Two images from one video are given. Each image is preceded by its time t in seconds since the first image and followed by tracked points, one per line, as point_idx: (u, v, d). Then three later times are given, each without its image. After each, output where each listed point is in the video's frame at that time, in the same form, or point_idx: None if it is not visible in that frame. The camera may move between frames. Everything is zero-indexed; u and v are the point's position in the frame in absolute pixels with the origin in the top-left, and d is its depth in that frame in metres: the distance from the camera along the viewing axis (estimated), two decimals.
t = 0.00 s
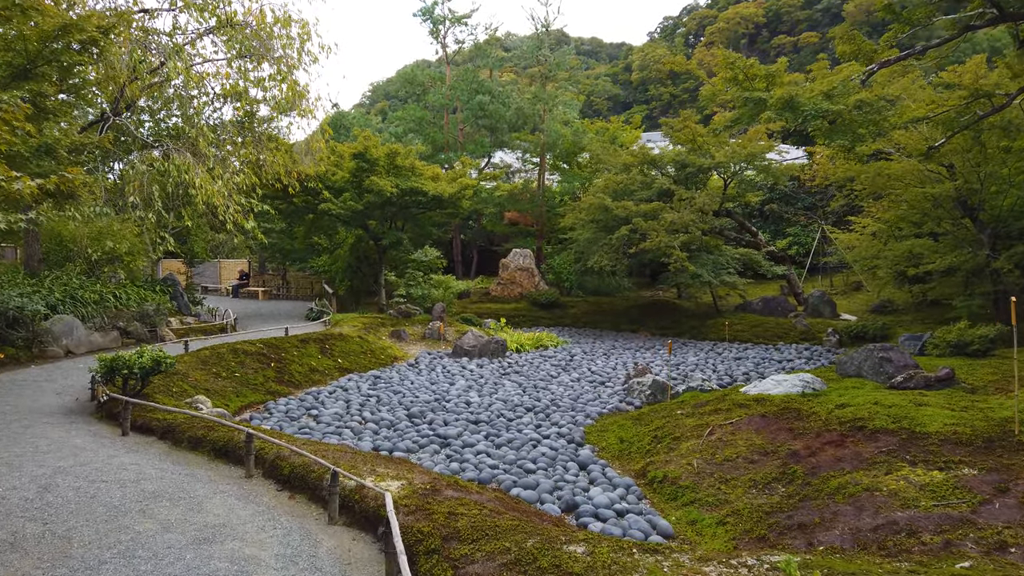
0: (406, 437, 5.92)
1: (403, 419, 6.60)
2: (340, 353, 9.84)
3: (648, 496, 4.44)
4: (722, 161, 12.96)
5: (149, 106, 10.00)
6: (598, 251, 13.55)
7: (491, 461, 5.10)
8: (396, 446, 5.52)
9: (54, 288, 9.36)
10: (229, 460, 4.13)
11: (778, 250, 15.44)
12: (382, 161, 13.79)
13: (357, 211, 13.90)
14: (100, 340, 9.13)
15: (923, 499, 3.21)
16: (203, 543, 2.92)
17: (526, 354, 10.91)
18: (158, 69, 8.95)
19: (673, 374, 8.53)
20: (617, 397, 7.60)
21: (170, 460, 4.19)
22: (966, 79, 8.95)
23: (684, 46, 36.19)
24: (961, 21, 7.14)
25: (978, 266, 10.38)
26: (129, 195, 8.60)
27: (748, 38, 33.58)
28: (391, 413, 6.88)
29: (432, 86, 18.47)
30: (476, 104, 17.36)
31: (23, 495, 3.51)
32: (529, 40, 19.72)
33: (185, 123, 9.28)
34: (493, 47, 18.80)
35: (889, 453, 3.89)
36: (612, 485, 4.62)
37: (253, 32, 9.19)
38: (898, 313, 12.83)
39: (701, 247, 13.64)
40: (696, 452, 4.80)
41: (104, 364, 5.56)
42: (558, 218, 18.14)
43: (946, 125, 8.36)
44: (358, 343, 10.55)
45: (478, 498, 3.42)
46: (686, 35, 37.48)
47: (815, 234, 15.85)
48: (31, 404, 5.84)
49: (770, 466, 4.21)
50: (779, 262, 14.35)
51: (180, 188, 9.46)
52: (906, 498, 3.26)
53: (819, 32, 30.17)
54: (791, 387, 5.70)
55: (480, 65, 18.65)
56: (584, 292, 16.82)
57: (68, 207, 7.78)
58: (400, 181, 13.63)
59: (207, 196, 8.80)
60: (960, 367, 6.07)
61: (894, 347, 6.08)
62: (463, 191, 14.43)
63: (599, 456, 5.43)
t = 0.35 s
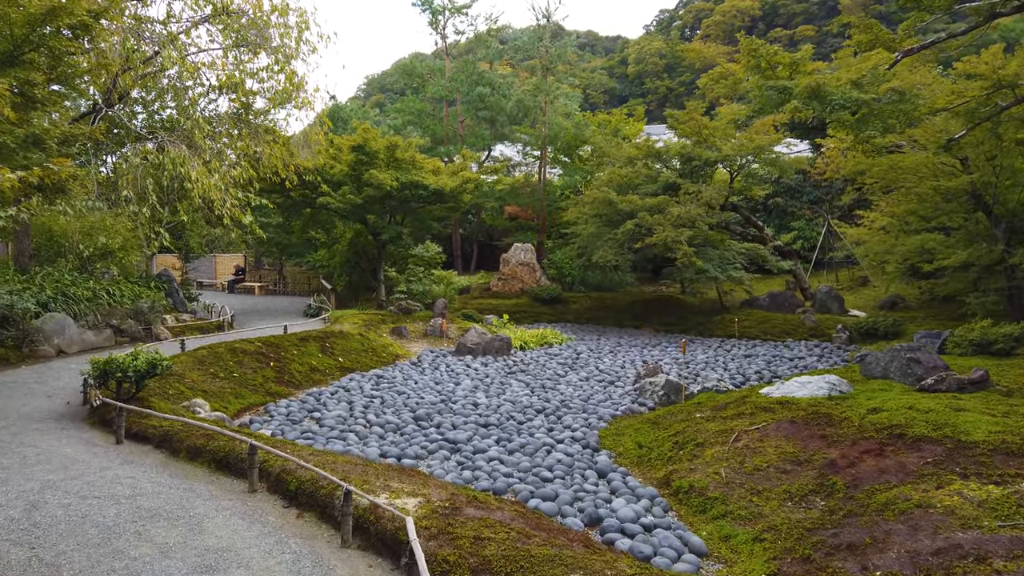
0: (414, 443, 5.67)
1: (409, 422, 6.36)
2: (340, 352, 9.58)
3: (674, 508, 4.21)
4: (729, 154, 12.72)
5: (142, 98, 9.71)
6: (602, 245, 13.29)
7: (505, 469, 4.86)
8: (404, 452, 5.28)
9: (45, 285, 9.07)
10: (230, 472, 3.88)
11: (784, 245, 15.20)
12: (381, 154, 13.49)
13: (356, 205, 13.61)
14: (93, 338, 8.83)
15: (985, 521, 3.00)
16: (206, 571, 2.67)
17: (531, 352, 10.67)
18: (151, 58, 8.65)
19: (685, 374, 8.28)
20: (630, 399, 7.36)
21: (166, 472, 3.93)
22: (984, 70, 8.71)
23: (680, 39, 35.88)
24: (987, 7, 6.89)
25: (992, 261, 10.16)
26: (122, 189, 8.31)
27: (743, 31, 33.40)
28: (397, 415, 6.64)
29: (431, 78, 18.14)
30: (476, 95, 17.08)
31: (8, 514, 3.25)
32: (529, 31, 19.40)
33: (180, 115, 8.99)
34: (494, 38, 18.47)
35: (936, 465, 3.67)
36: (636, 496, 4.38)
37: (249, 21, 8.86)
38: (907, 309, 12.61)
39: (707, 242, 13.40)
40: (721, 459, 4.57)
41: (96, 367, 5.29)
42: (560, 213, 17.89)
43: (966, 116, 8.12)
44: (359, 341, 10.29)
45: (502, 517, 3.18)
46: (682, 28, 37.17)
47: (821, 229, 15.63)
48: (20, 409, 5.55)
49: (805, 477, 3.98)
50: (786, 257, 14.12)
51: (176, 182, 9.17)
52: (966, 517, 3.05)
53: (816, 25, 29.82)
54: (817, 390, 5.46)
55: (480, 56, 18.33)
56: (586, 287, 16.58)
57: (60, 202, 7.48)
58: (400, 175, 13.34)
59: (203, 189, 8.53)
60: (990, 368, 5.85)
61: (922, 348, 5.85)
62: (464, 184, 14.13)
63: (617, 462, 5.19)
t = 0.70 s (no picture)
0: (429, 444, 5.43)
1: (422, 421, 6.12)
2: (346, 349, 9.32)
3: (711, 515, 3.97)
4: (740, 146, 12.47)
5: (141, 87, 9.46)
6: (610, 239, 13.05)
7: (528, 473, 4.62)
8: (419, 454, 5.04)
9: (42, 279, 8.81)
10: (241, 479, 3.64)
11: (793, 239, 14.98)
12: (385, 146, 13.21)
13: (359, 198, 13.35)
14: (91, 334, 8.55)
15: None
16: None
17: (540, 348, 10.44)
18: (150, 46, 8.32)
19: (702, 372, 8.05)
20: (648, 397, 7.12)
21: (173, 479, 3.68)
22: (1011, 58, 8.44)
23: (679, 33, 35.58)
24: None
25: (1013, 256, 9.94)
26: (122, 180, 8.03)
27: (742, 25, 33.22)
28: (408, 414, 6.41)
29: (434, 68, 17.84)
30: (480, 86, 16.80)
31: (2, 527, 2.99)
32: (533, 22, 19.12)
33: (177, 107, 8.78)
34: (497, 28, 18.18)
35: (998, 472, 3.44)
36: (669, 501, 4.15)
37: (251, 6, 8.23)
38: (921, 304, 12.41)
39: (716, 236, 13.17)
40: (757, 462, 4.35)
41: (97, 365, 5.03)
42: (565, 206, 17.63)
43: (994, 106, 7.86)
44: (364, 337, 10.05)
45: (539, 530, 2.95)
46: (680, 22, 36.90)
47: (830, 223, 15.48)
48: (15, 409, 5.28)
49: (853, 484, 3.76)
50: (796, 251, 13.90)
51: (177, 173, 8.91)
52: None
53: (813, 19, 29.49)
54: (851, 389, 5.22)
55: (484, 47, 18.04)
56: (592, 282, 16.34)
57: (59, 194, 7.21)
58: (404, 167, 13.07)
59: (205, 179, 8.27)
60: None
61: (957, 344, 5.62)
62: (469, 177, 13.84)
63: (643, 464, 4.96)
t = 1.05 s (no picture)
0: (441, 448, 5.19)
1: (432, 423, 5.88)
2: (349, 346, 9.08)
3: (746, 525, 3.75)
4: (749, 139, 12.24)
5: (136, 77, 9.18)
6: (616, 234, 12.82)
7: (547, 480, 4.39)
8: (432, 459, 4.80)
9: (35, 275, 8.54)
10: (247, 490, 3.40)
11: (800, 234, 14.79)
12: (386, 138, 12.95)
13: (359, 192, 13.09)
14: (86, 331, 8.30)
15: None
16: None
17: (546, 344, 10.22)
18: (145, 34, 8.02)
19: (717, 370, 7.83)
20: (663, 397, 6.89)
21: (175, 490, 3.44)
22: None
23: (675, 27, 35.33)
24: None
25: None
26: (117, 172, 7.75)
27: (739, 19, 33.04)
28: (417, 415, 6.18)
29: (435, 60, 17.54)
30: (481, 78, 16.52)
31: None
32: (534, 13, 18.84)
33: (173, 98, 8.50)
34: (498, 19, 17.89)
35: None
36: (700, 510, 3.92)
37: None
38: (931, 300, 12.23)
39: (723, 231, 12.96)
40: (790, 468, 4.13)
41: (92, 366, 4.77)
42: (566, 201, 17.40)
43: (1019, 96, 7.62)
44: (367, 334, 9.82)
45: (577, 549, 2.72)
46: (676, 17, 36.66)
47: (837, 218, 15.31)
48: (6, 412, 5.02)
49: (899, 494, 3.55)
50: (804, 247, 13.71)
51: (174, 165, 8.63)
52: None
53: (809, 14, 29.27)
54: (882, 390, 5.00)
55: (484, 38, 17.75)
56: (594, 278, 16.13)
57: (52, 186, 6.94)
58: (405, 160, 12.80)
59: (204, 171, 8.00)
60: None
61: (990, 343, 5.41)
62: (472, 170, 13.56)
63: (665, 469, 4.74)
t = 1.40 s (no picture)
0: (454, 453, 4.92)
1: (443, 425, 5.62)
2: (353, 344, 8.81)
3: (788, 540, 3.49)
4: (762, 131, 11.93)
5: (134, 67, 8.87)
6: (625, 228, 12.53)
7: (569, 489, 4.13)
8: (446, 466, 4.55)
9: (30, 270, 8.27)
10: (253, 505, 3.14)
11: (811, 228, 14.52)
12: (390, 131, 12.65)
13: (363, 186, 12.80)
14: (82, 329, 8.06)
15: None
16: None
17: (555, 342, 9.97)
18: (142, 22, 7.70)
19: (735, 370, 7.57)
20: (682, 397, 6.62)
21: (174, 505, 3.17)
22: None
23: (675, 21, 34.98)
24: None
25: None
26: (114, 165, 7.47)
27: (740, 13, 32.72)
28: (427, 417, 5.92)
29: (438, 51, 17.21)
30: (486, 69, 16.16)
31: None
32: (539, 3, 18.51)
33: (172, 88, 8.21)
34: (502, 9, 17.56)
35: None
36: (737, 523, 3.66)
37: None
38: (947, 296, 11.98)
39: (735, 225, 12.69)
40: (831, 477, 3.87)
41: (86, 368, 4.49)
42: (572, 194, 17.12)
43: None
44: (371, 331, 9.56)
45: None
46: (676, 11, 36.31)
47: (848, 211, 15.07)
48: None
49: (957, 508, 3.32)
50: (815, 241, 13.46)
51: (173, 157, 8.35)
52: None
53: (812, 8, 28.95)
54: (921, 392, 4.75)
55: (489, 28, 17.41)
56: (601, 273, 15.86)
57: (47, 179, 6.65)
58: (410, 152, 12.51)
59: (204, 162, 7.72)
60: None
61: None
62: (477, 163, 13.26)
63: (693, 476, 4.48)
